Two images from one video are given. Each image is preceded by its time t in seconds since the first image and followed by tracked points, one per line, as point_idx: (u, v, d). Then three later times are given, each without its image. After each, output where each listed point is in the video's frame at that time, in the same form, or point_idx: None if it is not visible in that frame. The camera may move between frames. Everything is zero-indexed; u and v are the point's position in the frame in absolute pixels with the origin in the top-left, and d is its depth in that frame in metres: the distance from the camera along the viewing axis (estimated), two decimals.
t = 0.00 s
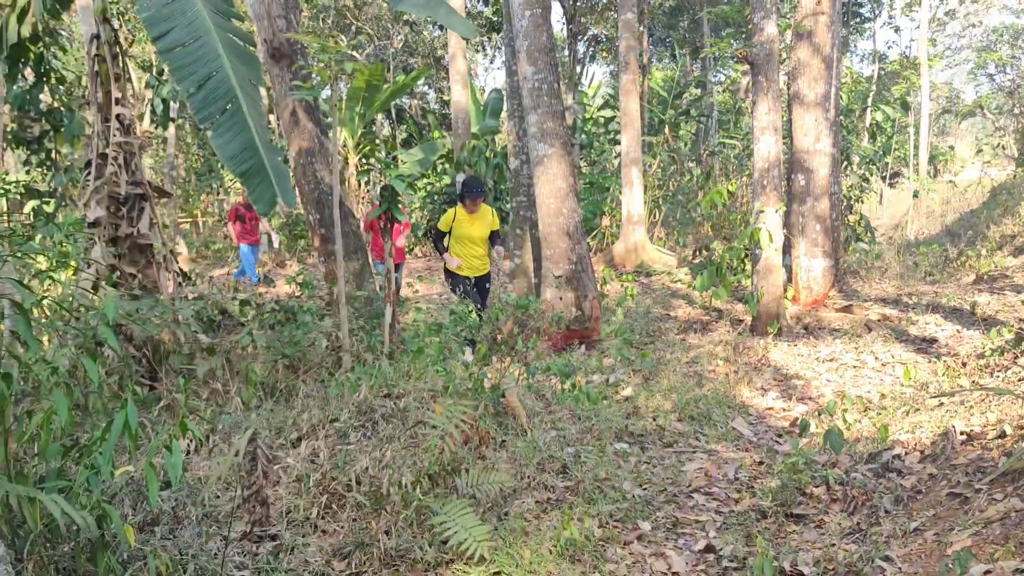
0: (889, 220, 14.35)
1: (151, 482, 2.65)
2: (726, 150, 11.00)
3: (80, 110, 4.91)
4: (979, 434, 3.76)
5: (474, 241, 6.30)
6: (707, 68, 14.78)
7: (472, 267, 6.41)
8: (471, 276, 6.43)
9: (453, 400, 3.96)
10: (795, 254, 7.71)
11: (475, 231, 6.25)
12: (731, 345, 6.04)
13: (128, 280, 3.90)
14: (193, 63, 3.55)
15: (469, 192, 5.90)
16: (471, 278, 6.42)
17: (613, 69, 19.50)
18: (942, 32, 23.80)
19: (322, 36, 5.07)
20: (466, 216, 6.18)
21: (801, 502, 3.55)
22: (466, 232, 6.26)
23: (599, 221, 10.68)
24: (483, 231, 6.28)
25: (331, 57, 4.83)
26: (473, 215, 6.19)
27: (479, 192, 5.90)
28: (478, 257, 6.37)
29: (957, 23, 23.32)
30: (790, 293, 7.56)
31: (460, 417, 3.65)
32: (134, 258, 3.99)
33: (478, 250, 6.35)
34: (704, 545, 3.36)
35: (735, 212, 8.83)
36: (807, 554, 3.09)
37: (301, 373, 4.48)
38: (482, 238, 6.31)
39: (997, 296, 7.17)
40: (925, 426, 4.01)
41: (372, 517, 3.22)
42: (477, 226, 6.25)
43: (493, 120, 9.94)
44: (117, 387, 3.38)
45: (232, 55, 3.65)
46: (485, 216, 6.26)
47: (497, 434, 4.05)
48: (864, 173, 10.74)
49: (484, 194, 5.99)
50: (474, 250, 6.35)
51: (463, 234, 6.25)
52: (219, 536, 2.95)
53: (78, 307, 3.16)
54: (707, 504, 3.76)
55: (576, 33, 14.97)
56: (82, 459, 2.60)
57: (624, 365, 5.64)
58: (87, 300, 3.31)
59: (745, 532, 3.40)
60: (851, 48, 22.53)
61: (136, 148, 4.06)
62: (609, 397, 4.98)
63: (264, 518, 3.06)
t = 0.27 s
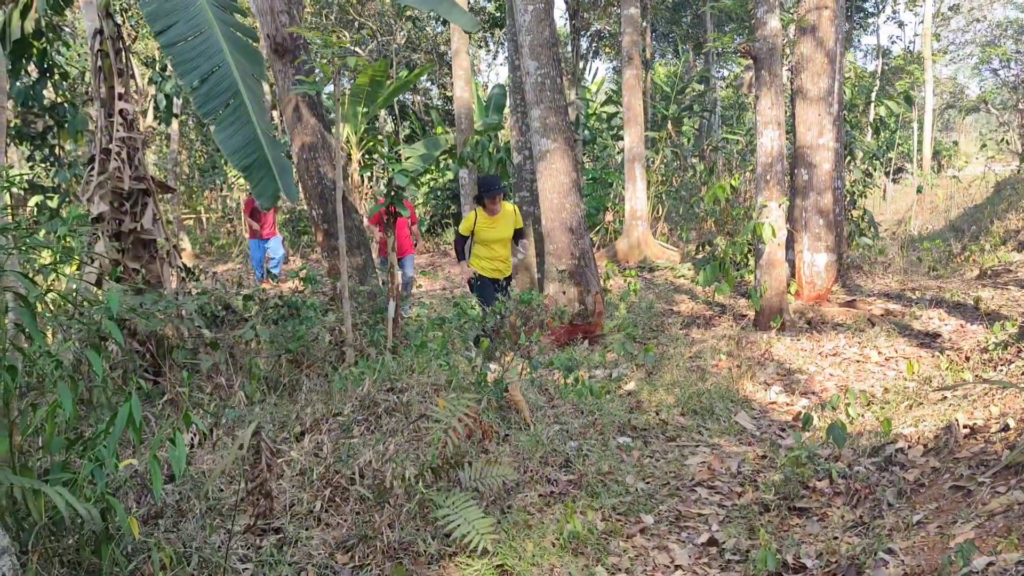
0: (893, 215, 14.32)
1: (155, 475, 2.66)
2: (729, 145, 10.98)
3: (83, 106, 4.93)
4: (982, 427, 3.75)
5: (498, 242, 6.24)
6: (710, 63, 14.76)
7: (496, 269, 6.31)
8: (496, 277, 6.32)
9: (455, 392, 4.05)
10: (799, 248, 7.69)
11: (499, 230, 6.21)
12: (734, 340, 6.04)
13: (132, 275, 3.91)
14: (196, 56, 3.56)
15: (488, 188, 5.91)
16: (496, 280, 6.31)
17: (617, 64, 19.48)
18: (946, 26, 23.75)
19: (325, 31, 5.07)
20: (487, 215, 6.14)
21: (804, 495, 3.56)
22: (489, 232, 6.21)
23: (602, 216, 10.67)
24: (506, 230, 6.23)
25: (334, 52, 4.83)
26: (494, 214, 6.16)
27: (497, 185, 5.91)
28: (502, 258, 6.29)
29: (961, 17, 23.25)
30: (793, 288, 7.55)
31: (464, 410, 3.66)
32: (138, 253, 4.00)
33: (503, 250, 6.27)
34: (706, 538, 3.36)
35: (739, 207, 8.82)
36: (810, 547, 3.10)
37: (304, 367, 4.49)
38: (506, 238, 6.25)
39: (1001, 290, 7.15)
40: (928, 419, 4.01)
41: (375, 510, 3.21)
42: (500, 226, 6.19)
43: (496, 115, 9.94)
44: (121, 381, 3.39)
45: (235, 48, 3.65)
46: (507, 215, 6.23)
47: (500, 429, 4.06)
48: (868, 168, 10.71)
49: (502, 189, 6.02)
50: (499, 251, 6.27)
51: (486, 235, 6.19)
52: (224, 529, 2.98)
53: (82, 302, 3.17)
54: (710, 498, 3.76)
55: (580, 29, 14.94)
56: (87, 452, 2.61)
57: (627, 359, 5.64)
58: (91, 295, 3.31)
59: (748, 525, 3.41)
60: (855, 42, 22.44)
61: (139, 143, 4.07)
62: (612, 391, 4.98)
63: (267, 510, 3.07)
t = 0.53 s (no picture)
0: (895, 211, 14.31)
1: (157, 469, 2.67)
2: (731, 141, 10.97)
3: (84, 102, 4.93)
4: (984, 422, 3.74)
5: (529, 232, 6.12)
6: (711, 59, 14.74)
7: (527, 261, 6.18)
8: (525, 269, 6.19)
9: (457, 387, 4.07)
10: (800, 244, 7.69)
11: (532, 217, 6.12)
12: (735, 335, 6.04)
13: (133, 271, 3.91)
14: (197, 52, 3.55)
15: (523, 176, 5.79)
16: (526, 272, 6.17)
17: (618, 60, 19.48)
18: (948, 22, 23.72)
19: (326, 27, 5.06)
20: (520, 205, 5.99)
21: (805, 490, 3.56)
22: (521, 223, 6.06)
23: (603, 212, 10.67)
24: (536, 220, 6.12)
25: (335, 48, 4.82)
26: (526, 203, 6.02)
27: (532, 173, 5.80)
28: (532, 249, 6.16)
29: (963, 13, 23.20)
30: (794, 284, 7.55)
31: (465, 405, 3.66)
32: (139, 249, 4.00)
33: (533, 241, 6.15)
34: (707, 533, 3.37)
35: (740, 203, 8.81)
36: (811, 541, 3.11)
37: (306, 362, 4.50)
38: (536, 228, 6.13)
39: (1003, 286, 7.14)
40: (930, 414, 4.02)
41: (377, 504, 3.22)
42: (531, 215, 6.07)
43: (497, 111, 9.94)
44: (122, 377, 3.40)
45: (236, 44, 3.64)
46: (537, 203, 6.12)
47: (502, 423, 4.06)
48: (869, 164, 10.70)
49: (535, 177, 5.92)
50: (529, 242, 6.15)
51: (519, 225, 6.04)
52: (225, 523, 2.99)
53: (84, 297, 3.18)
54: (711, 492, 3.76)
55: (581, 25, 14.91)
56: (89, 447, 2.62)
57: (628, 354, 5.64)
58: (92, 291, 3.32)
59: (749, 520, 3.41)
60: (857, 38, 22.39)
61: (141, 138, 4.07)
62: (614, 387, 4.98)
63: (269, 505, 3.08)
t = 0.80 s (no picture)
0: (894, 208, 14.32)
1: (156, 464, 2.67)
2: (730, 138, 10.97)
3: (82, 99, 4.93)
4: (982, 417, 3.74)
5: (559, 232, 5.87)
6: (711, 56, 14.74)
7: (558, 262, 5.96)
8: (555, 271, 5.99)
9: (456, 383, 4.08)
10: (799, 241, 7.69)
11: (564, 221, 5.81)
12: (734, 332, 6.05)
13: (132, 268, 3.91)
14: (195, 49, 3.55)
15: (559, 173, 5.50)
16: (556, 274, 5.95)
17: (617, 57, 19.49)
18: (947, 19, 23.73)
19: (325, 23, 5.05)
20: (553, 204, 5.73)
21: (804, 485, 3.57)
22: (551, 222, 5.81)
23: (602, 209, 10.67)
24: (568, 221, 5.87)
25: (334, 44, 4.82)
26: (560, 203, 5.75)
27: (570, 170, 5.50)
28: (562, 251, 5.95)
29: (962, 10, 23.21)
30: (793, 280, 7.56)
31: (464, 401, 3.67)
32: (139, 246, 4.00)
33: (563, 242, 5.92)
34: (706, 528, 3.37)
35: (739, 199, 8.82)
36: (809, 537, 3.12)
37: (305, 359, 4.50)
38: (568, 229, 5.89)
39: (1002, 282, 7.14)
40: (928, 410, 4.03)
41: (376, 500, 3.23)
42: (565, 216, 5.80)
43: (496, 108, 9.94)
44: (122, 373, 3.40)
45: (235, 40, 3.64)
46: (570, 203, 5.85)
47: (501, 420, 4.07)
48: (868, 161, 10.70)
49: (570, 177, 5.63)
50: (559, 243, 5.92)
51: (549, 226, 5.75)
52: (225, 519, 2.99)
53: (83, 294, 3.18)
54: (709, 488, 3.77)
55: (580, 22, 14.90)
56: (88, 442, 2.62)
57: (627, 351, 5.65)
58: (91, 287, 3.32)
59: (748, 515, 3.42)
60: (856, 35, 22.38)
61: (140, 135, 4.07)
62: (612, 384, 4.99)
63: (268, 501, 3.09)
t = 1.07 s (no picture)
0: (893, 207, 14.33)
1: (154, 462, 2.67)
2: (728, 137, 10.96)
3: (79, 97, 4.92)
4: (979, 416, 3.74)
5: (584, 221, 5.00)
6: (709, 55, 14.75)
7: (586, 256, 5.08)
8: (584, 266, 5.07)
9: (454, 382, 4.08)
10: (797, 239, 7.70)
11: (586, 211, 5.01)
12: (732, 330, 6.06)
13: (130, 266, 3.90)
14: (192, 47, 3.54)
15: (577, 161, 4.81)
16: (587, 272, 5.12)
17: (616, 56, 19.50)
18: (946, 19, 23.76)
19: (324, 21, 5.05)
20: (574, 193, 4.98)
21: (802, 484, 3.58)
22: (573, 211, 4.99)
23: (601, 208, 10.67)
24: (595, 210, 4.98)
25: (333, 43, 4.81)
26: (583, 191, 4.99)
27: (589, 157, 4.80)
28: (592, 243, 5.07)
29: (961, 10, 23.23)
30: (792, 279, 7.56)
31: (461, 399, 3.67)
32: (137, 244, 4.00)
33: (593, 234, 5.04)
34: (704, 527, 3.37)
35: (737, 198, 8.82)
36: (807, 535, 3.12)
37: (303, 357, 4.50)
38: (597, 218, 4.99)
39: (999, 281, 7.15)
40: (925, 409, 4.03)
41: (374, 498, 3.23)
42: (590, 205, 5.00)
43: (495, 107, 9.93)
44: (119, 371, 3.39)
45: (232, 39, 3.63)
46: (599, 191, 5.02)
47: (499, 418, 4.08)
48: (867, 160, 10.70)
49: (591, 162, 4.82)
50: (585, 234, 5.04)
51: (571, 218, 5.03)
52: (222, 517, 2.99)
53: (80, 292, 3.17)
54: (707, 486, 3.77)
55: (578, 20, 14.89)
56: (85, 440, 2.62)
57: (625, 349, 5.65)
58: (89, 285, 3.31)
59: (745, 514, 3.42)
60: (855, 34, 22.39)
61: (138, 133, 4.07)
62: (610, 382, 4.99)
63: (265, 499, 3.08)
